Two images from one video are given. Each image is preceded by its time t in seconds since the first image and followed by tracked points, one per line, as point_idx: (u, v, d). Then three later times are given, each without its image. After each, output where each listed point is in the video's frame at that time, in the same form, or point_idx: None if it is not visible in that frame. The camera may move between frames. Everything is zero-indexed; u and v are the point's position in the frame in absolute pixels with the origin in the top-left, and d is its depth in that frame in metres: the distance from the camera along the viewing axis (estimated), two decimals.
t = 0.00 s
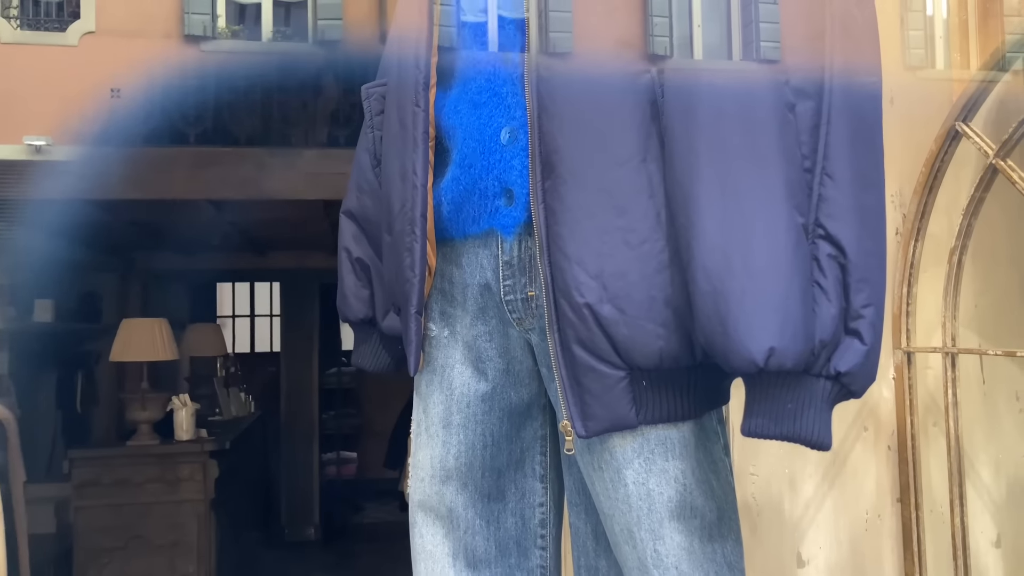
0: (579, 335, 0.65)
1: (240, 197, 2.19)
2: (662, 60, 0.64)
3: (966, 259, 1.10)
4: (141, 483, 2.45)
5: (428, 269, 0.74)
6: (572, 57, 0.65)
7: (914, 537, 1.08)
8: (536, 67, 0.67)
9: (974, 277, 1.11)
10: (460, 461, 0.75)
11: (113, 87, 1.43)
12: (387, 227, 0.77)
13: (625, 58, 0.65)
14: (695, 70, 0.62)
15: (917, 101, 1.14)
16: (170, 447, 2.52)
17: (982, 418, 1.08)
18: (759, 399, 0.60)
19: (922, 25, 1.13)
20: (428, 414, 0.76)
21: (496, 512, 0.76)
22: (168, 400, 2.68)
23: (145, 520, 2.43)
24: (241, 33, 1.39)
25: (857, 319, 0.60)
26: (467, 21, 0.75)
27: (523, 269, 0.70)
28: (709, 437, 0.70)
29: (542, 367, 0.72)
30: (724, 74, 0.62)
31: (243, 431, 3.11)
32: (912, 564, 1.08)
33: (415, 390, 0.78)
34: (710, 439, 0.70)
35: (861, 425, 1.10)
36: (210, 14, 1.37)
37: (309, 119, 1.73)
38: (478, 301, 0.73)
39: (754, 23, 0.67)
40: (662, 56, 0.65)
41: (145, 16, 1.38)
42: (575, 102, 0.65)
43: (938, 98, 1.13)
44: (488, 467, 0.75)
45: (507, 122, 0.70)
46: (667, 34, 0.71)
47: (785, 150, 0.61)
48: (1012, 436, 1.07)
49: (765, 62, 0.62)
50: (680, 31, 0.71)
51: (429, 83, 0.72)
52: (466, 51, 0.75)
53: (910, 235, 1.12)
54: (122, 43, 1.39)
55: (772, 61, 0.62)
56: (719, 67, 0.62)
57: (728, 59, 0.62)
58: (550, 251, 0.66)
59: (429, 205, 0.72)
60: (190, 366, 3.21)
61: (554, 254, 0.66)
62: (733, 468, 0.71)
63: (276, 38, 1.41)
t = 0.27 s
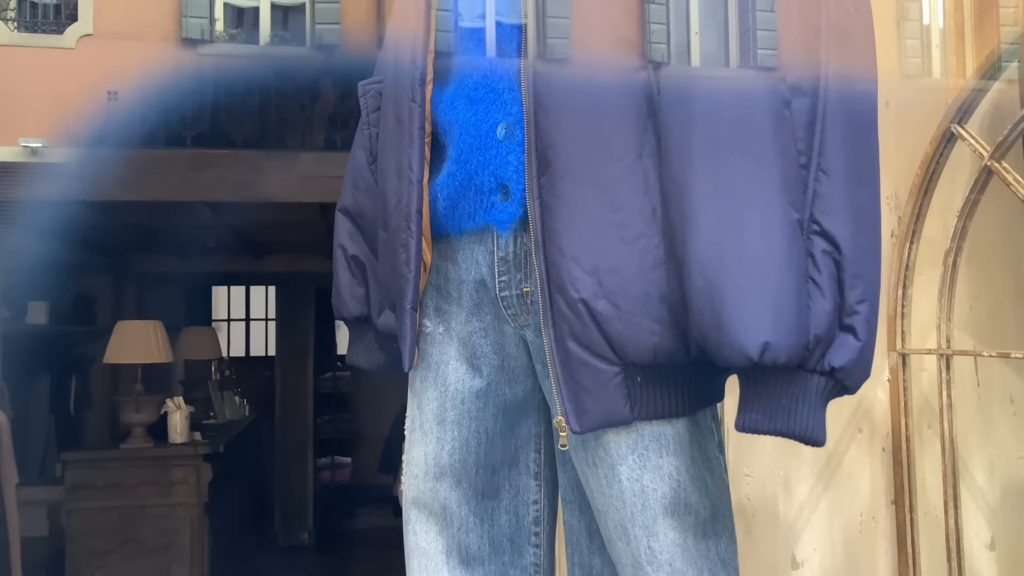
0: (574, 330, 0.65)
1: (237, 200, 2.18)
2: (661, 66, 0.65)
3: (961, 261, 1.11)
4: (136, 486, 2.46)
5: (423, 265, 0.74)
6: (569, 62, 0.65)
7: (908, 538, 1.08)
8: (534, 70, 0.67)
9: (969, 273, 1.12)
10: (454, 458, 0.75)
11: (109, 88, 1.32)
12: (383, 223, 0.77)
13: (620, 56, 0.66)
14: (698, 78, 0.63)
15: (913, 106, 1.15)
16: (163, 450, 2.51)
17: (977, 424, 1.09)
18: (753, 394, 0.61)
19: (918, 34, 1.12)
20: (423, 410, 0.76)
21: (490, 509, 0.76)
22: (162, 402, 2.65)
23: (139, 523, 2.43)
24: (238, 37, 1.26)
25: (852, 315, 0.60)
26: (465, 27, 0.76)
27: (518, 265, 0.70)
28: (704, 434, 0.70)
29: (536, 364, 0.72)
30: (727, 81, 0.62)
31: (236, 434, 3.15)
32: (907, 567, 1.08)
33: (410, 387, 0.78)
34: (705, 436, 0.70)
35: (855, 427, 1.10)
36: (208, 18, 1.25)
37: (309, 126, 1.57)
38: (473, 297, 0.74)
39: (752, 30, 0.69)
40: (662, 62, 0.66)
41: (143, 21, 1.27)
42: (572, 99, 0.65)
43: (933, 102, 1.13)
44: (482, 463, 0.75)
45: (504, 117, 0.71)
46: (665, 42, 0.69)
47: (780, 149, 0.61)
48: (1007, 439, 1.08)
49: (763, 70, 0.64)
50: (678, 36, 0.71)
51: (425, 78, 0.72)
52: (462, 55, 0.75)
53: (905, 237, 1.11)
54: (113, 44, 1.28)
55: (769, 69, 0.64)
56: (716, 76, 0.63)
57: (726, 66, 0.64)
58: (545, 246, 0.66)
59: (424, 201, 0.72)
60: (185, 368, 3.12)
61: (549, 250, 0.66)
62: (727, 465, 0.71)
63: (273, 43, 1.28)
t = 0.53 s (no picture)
0: (572, 326, 0.65)
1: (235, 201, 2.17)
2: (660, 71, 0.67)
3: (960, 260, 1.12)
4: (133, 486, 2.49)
5: (421, 261, 0.74)
6: (569, 67, 0.65)
7: (906, 537, 1.08)
8: (533, 75, 0.68)
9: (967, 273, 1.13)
10: (451, 454, 0.75)
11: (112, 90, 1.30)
12: (382, 219, 0.77)
13: (620, 54, 0.66)
14: (705, 80, 0.65)
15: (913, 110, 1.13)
16: (161, 450, 2.54)
17: (975, 426, 1.09)
18: (751, 389, 0.61)
19: (918, 38, 1.11)
20: (420, 406, 0.76)
21: (487, 506, 0.76)
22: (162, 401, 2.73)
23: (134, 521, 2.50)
24: (239, 37, 1.23)
25: (849, 311, 0.60)
26: (466, 29, 0.76)
27: (515, 261, 0.70)
28: (701, 430, 0.70)
29: (534, 360, 0.72)
30: (734, 92, 0.63)
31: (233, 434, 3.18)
32: (904, 567, 1.08)
33: (407, 383, 0.78)
34: (701, 432, 0.70)
35: (853, 426, 1.10)
36: (208, 18, 1.23)
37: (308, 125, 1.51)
38: (471, 293, 0.74)
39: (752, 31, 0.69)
40: (662, 65, 0.67)
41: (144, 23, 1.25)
42: (571, 94, 0.65)
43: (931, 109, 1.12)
44: (479, 460, 0.75)
45: (503, 113, 0.71)
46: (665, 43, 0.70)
47: (778, 146, 0.61)
48: (1002, 438, 1.09)
49: (763, 74, 0.64)
50: (678, 38, 0.71)
51: (424, 76, 0.73)
52: (461, 59, 0.74)
53: (904, 237, 1.11)
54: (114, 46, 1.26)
55: (770, 73, 0.64)
56: (716, 82, 0.65)
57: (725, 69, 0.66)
58: (543, 242, 0.66)
59: (423, 197, 0.72)
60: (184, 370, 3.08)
61: (547, 245, 0.66)
62: (724, 461, 0.71)
63: (275, 44, 1.25)
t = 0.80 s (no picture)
0: (573, 315, 0.65)
1: (239, 201, 2.18)
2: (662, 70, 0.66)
3: (961, 252, 1.11)
4: (134, 483, 2.46)
5: (423, 251, 0.74)
6: (571, 66, 0.65)
7: (907, 532, 1.08)
8: (535, 72, 0.67)
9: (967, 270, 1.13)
10: (452, 444, 0.75)
11: (114, 88, 1.28)
12: (383, 210, 0.77)
13: (620, 48, 0.66)
14: (709, 79, 0.65)
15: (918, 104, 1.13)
16: (163, 447, 2.54)
17: (976, 419, 1.10)
18: (752, 376, 0.61)
19: (921, 37, 1.12)
20: (421, 396, 0.76)
21: (487, 496, 0.76)
22: (161, 400, 2.70)
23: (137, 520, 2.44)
24: (241, 36, 1.25)
25: (849, 299, 0.60)
26: (468, 28, 0.76)
27: (516, 251, 0.70)
28: (701, 420, 0.70)
29: (535, 350, 0.73)
30: (736, 91, 0.63)
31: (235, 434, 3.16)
32: (904, 562, 1.08)
33: (408, 373, 0.78)
34: (702, 422, 0.70)
35: (854, 420, 1.10)
36: (210, 17, 1.24)
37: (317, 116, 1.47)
38: (472, 283, 0.74)
39: (755, 33, 0.70)
40: (664, 64, 0.67)
41: (145, 21, 1.26)
42: (572, 87, 0.65)
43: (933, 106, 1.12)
44: (480, 450, 0.76)
45: (504, 103, 0.71)
46: (666, 41, 0.70)
47: (779, 138, 0.62)
48: (1003, 433, 1.10)
49: (764, 73, 0.65)
50: (680, 38, 0.72)
51: (426, 66, 0.73)
52: (462, 57, 0.75)
53: (904, 231, 1.11)
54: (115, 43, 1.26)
55: (771, 72, 0.65)
56: (718, 80, 0.64)
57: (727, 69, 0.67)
58: (544, 231, 0.66)
59: (424, 187, 0.73)
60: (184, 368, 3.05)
61: (548, 235, 0.66)
62: (725, 451, 0.71)
63: (277, 43, 1.27)
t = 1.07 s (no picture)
0: (575, 305, 0.65)
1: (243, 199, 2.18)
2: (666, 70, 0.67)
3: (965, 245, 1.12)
4: (139, 480, 2.45)
5: (426, 243, 0.74)
6: (574, 63, 0.65)
7: (911, 525, 1.08)
8: (538, 70, 0.67)
9: (970, 265, 1.12)
10: (455, 435, 0.75)
11: (119, 87, 1.28)
12: (386, 202, 0.78)
13: (624, 43, 0.66)
14: (713, 77, 0.65)
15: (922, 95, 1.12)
16: (166, 445, 2.51)
17: (980, 413, 1.09)
18: (754, 365, 0.61)
19: (925, 34, 1.12)
20: (424, 388, 0.76)
21: (490, 487, 0.76)
22: (165, 397, 2.67)
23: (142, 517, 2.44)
24: (245, 35, 1.25)
25: (852, 287, 0.60)
26: (471, 26, 0.77)
27: (519, 242, 0.70)
28: (704, 410, 0.70)
29: (538, 341, 0.73)
30: (740, 89, 0.63)
31: (241, 431, 3.13)
32: (908, 555, 1.08)
33: (411, 365, 0.78)
34: (705, 412, 0.70)
35: (858, 413, 1.09)
36: (213, 15, 1.24)
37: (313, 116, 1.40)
38: (475, 274, 0.74)
39: (757, 30, 0.70)
40: (668, 62, 0.68)
41: (148, 19, 1.26)
42: (576, 79, 0.65)
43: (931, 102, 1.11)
44: (483, 441, 0.76)
45: (505, 93, 0.72)
46: (671, 40, 0.71)
47: (782, 130, 0.62)
48: (1010, 428, 1.09)
49: (768, 70, 0.65)
50: (684, 36, 0.72)
51: (428, 56, 0.73)
52: (467, 56, 0.76)
53: (909, 222, 1.12)
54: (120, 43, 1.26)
55: (776, 69, 0.65)
56: (721, 79, 0.65)
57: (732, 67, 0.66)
58: (547, 221, 0.66)
59: (427, 178, 0.73)
60: (189, 366, 3.07)
61: (551, 225, 0.66)
62: (727, 441, 0.71)
63: (280, 41, 1.26)
